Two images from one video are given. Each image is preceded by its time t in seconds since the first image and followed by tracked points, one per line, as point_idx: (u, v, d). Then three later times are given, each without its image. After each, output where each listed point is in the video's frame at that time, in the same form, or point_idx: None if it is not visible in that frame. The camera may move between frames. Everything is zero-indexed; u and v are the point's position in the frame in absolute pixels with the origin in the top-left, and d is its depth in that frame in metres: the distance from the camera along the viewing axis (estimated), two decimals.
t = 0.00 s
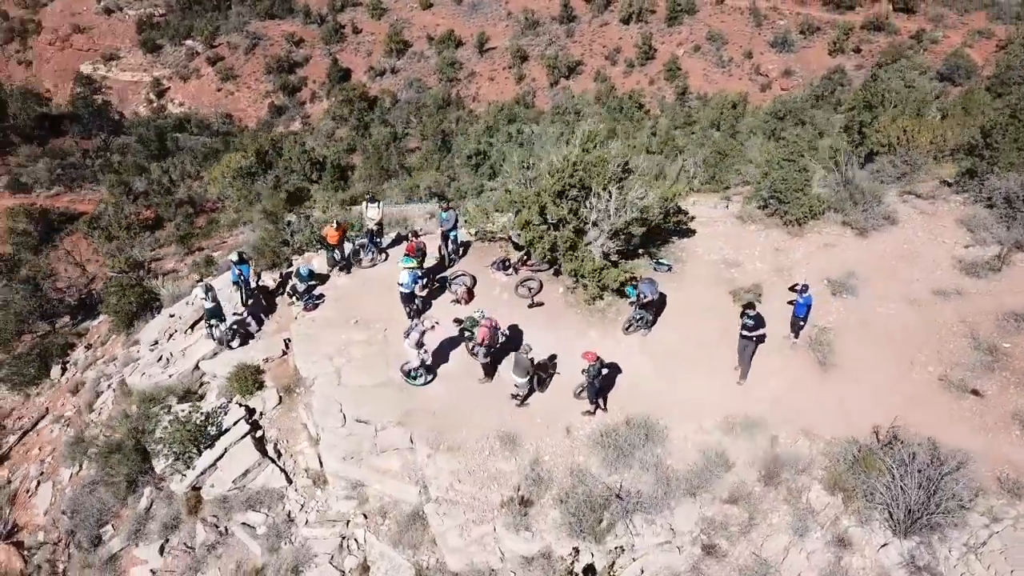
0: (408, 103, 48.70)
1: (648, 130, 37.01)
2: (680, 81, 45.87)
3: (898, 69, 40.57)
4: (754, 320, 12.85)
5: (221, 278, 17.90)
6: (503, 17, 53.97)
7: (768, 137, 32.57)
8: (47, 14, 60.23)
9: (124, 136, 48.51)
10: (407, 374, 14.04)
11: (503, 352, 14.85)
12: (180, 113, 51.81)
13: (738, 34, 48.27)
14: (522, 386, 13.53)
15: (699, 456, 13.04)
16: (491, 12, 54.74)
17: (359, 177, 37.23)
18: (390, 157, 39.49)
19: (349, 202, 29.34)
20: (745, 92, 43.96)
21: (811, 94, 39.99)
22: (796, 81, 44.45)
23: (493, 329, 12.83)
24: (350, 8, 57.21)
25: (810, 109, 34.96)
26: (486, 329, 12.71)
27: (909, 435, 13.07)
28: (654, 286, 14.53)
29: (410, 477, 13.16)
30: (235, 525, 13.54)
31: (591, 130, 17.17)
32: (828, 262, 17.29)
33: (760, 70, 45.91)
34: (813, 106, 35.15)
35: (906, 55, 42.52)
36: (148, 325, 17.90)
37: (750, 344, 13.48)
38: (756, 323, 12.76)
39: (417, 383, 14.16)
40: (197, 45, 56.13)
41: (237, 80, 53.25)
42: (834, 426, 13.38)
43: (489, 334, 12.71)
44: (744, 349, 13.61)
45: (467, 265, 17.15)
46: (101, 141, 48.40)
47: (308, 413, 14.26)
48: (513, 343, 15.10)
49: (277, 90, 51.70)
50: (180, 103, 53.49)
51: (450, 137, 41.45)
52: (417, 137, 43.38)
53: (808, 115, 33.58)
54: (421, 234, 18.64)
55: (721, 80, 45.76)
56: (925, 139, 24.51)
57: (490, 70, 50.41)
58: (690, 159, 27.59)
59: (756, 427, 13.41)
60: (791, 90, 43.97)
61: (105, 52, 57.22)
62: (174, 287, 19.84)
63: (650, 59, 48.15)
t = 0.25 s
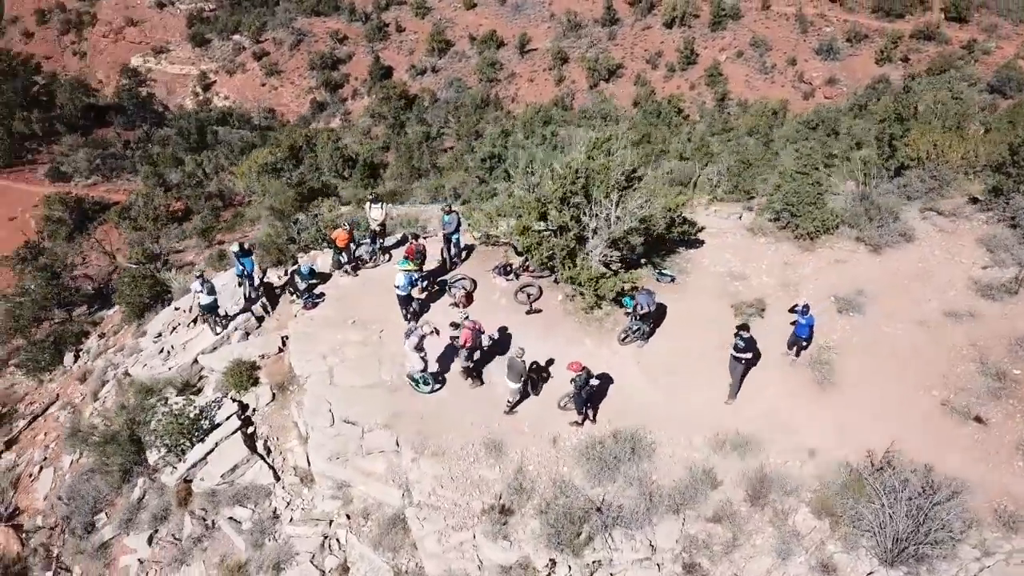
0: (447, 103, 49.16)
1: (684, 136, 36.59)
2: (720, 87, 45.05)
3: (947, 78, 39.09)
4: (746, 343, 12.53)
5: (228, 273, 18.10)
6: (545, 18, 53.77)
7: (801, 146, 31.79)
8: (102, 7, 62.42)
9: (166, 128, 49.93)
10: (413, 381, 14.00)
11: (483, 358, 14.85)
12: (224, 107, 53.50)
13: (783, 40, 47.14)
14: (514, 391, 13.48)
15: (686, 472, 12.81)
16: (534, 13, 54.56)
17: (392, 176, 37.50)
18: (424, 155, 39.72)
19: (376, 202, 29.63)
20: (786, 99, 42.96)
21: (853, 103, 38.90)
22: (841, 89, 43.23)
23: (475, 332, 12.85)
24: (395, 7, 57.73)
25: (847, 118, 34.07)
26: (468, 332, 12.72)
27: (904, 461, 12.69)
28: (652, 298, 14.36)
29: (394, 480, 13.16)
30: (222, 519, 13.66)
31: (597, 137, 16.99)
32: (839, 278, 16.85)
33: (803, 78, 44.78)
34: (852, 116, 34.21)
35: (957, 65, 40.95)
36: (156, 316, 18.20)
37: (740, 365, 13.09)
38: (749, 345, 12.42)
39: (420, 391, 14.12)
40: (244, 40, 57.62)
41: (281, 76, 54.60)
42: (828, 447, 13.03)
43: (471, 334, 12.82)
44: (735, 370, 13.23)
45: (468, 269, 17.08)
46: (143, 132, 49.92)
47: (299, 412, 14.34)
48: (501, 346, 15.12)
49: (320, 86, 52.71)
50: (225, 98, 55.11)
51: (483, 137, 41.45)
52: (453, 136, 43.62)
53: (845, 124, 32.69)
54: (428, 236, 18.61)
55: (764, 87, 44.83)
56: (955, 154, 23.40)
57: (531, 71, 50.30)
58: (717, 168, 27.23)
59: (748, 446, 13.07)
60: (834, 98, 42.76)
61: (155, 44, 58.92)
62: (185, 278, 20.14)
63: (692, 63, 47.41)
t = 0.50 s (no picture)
0: (487, 104, 49.33)
1: (722, 144, 36.06)
2: (762, 95, 44.07)
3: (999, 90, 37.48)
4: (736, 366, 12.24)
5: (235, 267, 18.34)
6: (589, 21, 53.45)
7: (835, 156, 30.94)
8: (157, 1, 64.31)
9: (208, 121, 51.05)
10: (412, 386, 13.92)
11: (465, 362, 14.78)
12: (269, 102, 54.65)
13: (830, 48, 45.80)
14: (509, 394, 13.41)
15: (670, 488, 12.58)
16: (578, 16, 54.26)
17: (425, 176, 37.68)
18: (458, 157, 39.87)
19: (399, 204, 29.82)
20: (828, 109, 41.81)
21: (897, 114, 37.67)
22: (888, 100, 41.82)
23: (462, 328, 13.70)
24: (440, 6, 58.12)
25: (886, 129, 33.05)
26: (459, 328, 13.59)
27: (898, 488, 12.31)
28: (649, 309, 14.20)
29: (378, 482, 13.15)
30: (210, 513, 13.82)
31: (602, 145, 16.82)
32: (848, 296, 16.42)
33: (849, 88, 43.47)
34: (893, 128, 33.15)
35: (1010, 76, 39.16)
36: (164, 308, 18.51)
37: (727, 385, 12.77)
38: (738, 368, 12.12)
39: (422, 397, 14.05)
40: (292, 36, 58.84)
41: (325, 73, 55.45)
42: (820, 470, 12.69)
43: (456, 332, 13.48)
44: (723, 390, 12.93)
45: (470, 273, 17.04)
46: (186, 125, 51.54)
47: (290, 409, 14.42)
48: (487, 350, 15.10)
49: (363, 83, 53.36)
50: (271, 92, 56.23)
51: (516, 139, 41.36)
52: (489, 137, 43.65)
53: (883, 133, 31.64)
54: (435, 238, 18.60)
55: (808, 95, 43.64)
56: (987, 172, 22.31)
57: (572, 74, 50.08)
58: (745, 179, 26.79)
59: (738, 464, 12.79)
60: (880, 109, 41.42)
61: (206, 39, 61.04)
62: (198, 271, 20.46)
63: (735, 70, 46.55)
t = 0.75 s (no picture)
0: (523, 105, 49.28)
1: (758, 152, 35.43)
2: (802, 103, 43.00)
3: None
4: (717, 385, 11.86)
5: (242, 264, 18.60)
6: (631, 25, 52.99)
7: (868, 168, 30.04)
8: None
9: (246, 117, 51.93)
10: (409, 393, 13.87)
11: (452, 366, 14.76)
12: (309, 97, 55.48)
13: (875, 56, 44.50)
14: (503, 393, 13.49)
15: (651, 502, 12.38)
16: (619, 19, 53.80)
17: (455, 177, 37.72)
18: (488, 158, 39.87)
19: (420, 204, 29.89)
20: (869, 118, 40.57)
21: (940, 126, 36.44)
22: (934, 111, 40.37)
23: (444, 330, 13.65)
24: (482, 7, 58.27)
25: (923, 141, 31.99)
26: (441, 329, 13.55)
27: (885, 514, 11.96)
28: (641, 319, 14.09)
29: (359, 483, 13.15)
30: (196, 505, 13.94)
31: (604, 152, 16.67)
32: (853, 315, 16.03)
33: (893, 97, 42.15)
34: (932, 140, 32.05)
35: None
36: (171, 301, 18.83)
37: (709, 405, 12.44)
38: (720, 388, 11.68)
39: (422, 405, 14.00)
40: (335, 34, 59.72)
41: (365, 71, 55.99)
42: (806, 492, 12.41)
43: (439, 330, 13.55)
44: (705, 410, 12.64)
45: (470, 277, 17.02)
46: (223, 120, 52.64)
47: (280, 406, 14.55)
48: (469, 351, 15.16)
49: (402, 82, 53.80)
50: (312, 88, 57.07)
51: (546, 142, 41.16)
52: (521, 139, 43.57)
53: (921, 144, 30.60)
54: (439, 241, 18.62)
55: (849, 104, 42.52)
56: (1015, 189, 21.60)
57: (610, 77, 49.71)
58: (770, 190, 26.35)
59: (721, 481, 12.58)
60: (925, 120, 40.02)
61: (252, 35, 62.56)
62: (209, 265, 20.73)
63: (776, 77, 45.60)
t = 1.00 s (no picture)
0: (558, 107, 49.08)
1: (792, 160, 34.73)
2: (839, 112, 41.96)
3: None
4: (694, 399, 11.72)
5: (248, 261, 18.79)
6: (671, 29, 52.37)
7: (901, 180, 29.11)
8: None
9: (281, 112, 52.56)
10: (410, 399, 13.91)
11: (452, 371, 14.81)
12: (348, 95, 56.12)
13: (918, 65, 43.18)
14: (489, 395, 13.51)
15: (628, 515, 12.20)
16: (659, 23, 53.20)
17: (481, 178, 37.67)
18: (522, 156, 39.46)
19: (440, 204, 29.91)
20: (909, 129, 39.35)
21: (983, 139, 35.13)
22: (978, 123, 38.94)
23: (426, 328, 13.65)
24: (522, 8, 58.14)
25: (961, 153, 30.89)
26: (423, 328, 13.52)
27: (869, 539, 11.63)
28: (631, 329, 13.92)
29: (340, 483, 13.19)
30: (183, 498, 14.09)
31: (605, 158, 16.55)
32: (855, 332, 15.65)
33: (937, 108, 40.77)
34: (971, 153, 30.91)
35: None
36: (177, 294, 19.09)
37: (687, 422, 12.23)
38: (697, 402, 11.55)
39: (423, 409, 14.02)
40: (374, 32, 60.24)
41: (404, 69, 56.34)
42: (790, 511, 12.11)
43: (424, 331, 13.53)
44: (683, 427, 12.42)
45: (467, 281, 17.00)
46: (257, 115, 53.43)
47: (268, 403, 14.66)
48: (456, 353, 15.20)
49: (439, 81, 54.10)
50: (350, 86, 57.66)
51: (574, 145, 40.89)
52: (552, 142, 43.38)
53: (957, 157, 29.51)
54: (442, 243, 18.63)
55: (890, 114, 41.42)
56: None
57: (647, 81, 49.22)
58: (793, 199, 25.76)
59: (702, 496, 12.35)
60: (968, 132, 38.64)
61: (293, 31, 63.77)
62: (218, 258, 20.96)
63: (816, 84, 44.61)
